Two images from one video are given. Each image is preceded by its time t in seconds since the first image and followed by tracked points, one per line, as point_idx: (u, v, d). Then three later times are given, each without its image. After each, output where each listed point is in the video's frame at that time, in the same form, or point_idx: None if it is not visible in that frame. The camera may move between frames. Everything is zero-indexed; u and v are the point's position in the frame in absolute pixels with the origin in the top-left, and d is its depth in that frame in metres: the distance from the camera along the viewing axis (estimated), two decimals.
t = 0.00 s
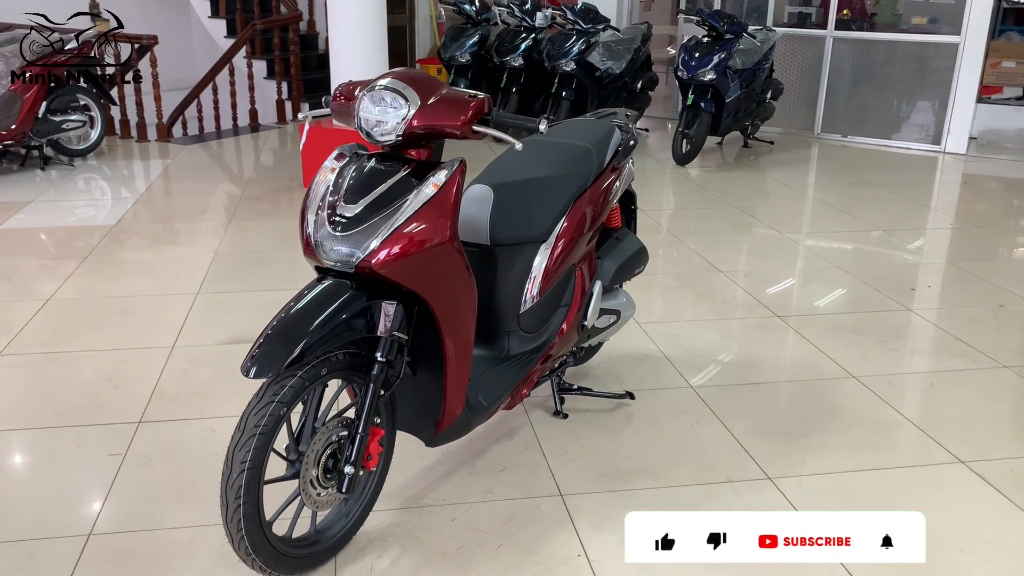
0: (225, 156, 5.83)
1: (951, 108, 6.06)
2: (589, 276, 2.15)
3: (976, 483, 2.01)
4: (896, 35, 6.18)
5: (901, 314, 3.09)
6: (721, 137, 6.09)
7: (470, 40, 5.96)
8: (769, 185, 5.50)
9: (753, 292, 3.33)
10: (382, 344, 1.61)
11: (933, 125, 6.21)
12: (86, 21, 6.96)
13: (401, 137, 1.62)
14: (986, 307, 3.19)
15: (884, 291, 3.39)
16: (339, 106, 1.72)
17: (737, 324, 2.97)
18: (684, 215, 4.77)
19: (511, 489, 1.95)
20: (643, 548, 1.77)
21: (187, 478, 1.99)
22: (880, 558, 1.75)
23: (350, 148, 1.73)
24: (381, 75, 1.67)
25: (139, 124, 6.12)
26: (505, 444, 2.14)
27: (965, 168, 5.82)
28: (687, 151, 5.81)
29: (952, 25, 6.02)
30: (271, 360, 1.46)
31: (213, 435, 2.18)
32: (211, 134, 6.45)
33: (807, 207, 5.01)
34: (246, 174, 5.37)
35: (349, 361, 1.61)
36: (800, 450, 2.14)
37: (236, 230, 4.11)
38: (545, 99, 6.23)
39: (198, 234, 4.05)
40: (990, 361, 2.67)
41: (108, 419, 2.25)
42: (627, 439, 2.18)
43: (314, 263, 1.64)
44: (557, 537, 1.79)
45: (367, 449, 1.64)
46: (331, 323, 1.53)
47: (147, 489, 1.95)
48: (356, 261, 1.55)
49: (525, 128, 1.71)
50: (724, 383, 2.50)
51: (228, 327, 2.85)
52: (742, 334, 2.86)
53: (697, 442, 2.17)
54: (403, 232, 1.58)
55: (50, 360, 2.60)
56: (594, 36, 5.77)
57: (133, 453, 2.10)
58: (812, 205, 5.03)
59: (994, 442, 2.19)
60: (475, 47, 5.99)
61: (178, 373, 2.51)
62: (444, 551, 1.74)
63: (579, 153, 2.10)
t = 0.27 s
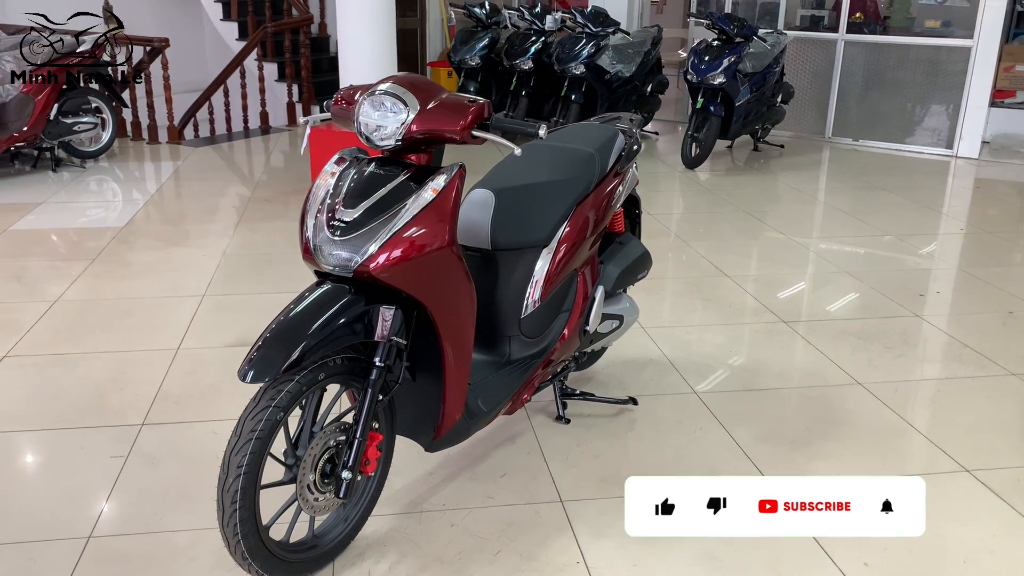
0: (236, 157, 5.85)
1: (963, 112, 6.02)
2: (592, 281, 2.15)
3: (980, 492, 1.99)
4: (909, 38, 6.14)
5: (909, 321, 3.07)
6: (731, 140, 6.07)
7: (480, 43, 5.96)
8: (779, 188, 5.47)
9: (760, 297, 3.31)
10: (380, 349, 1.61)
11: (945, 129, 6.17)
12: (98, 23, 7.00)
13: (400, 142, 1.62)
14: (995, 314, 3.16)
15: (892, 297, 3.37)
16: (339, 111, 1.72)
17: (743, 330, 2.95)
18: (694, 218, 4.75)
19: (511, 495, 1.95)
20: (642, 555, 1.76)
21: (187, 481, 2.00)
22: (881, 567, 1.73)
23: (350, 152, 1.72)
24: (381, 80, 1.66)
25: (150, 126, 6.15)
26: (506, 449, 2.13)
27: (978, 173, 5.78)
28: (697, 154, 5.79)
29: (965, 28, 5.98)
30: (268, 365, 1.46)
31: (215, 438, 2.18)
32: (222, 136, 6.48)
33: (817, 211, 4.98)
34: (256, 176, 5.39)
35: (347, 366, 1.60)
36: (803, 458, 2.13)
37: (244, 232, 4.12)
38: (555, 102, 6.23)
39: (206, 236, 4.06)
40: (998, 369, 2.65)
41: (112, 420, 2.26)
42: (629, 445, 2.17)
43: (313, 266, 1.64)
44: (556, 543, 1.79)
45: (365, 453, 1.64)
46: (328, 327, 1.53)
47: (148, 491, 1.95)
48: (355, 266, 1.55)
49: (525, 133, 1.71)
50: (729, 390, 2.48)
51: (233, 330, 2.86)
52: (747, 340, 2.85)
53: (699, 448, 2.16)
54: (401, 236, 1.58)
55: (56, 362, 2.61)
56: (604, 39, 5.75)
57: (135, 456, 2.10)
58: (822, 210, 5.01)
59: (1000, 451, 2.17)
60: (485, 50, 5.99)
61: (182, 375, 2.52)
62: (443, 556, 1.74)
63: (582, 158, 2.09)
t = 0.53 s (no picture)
0: (242, 158, 5.85)
1: (974, 113, 5.96)
2: (594, 284, 2.12)
3: (988, 500, 1.95)
4: (919, 38, 6.09)
5: (917, 324, 3.03)
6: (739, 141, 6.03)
7: (486, 43, 5.94)
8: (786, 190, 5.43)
9: (767, 300, 3.28)
10: (377, 353, 1.58)
11: (955, 130, 6.12)
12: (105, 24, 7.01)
13: (398, 143, 1.60)
14: (1005, 317, 3.12)
15: (900, 300, 3.33)
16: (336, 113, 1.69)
17: (749, 333, 2.92)
18: (700, 220, 4.71)
19: (511, 501, 1.92)
20: (643, 563, 1.73)
21: (184, 486, 1.98)
22: None
23: (348, 153, 1.70)
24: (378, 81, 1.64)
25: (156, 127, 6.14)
26: (507, 454, 2.11)
27: (988, 174, 5.73)
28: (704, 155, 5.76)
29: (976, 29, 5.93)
30: (262, 370, 1.44)
31: (213, 441, 2.16)
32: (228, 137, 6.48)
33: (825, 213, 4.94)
34: (262, 176, 5.38)
35: (343, 371, 1.58)
36: (809, 464, 2.09)
37: (249, 233, 4.11)
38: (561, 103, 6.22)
39: (211, 237, 4.05)
40: (1008, 374, 2.61)
41: (111, 423, 2.24)
42: (632, 451, 2.14)
43: (309, 269, 1.61)
44: (556, 551, 1.76)
45: (362, 459, 1.61)
46: (323, 331, 1.50)
47: (144, 496, 1.94)
48: (351, 269, 1.53)
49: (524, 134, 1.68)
50: (734, 394, 2.45)
51: (234, 332, 2.84)
52: (753, 343, 2.81)
53: (702, 454, 2.13)
54: (398, 239, 1.56)
55: (56, 363, 2.60)
56: (611, 39, 5.72)
57: (133, 459, 2.08)
58: (831, 211, 4.96)
59: (1009, 458, 2.13)
60: (491, 50, 5.96)
61: (182, 377, 2.50)
62: (441, 564, 1.71)
63: (584, 159, 2.07)
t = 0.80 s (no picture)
0: (244, 157, 5.82)
1: (982, 112, 5.90)
2: (595, 287, 2.08)
3: (997, 509, 1.91)
4: (926, 37, 6.03)
5: (924, 328, 2.98)
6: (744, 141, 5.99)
7: (490, 42, 5.90)
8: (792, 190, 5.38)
9: (771, 302, 3.23)
10: (372, 358, 1.55)
11: (963, 130, 6.06)
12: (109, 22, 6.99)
13: (393, 144, 1.56)
14: (1015, 321, 3.06)
15: (907, 302, 3.28)
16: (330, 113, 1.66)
17: (754, 336, 2.87)
18: (705, 221, 4.67)
19: (510, 509, 1.88)
20: (642, 572, 1.70)
21: (177, 491, 1.94)
22: None
23: (343, 154, 1.66)
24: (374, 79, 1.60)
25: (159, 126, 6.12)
26: (506, 460, 2.07)
27: (996, 174, 5.67)
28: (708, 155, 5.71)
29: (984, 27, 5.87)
30: (251, 376, 1.40)
31: (208, 446, 2.13)
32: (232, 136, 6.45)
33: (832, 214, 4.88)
34: (264, 176, 5.35)
35: (336, 376, 1.54)
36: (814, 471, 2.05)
37: (249, 233, 4.08)
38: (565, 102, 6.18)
39: (211, 237, 4.02)
40: (1016, 379, 2.56)
41: (105, 427, 2.21)
42: (633, 457, 2.10)
43: (302, 271, 1.57)
44: (553, 559, 1.72)
45: (356, 467, 1.58)
46: (315, 336, 1.46)
47: (136, 502, 1.91)
48: (344, 272, 1.49)
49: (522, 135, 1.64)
50: (737, 399, 2.41)
51: (232, 333, 2.81)
52: (757, 347, 2.77)
53: (704, 459, 2.09)
54: (392, 241, 1.52)
55: (51, 366, 2.57)
56: (616, 38, 5.67)
57: (126, 464, 2.05)
58: (837, 212, 4.91)
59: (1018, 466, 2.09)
60: (495, 48, 5.92)
61: (178, 380, 2.47)
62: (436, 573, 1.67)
63: (585, 159, 2.03)
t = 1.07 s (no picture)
0: (246, 155, 5.78)
1: (992, 113, 5.83)
2: (598, 291, 2.03)
3: (1009, 522, 1.85)
4: (935, 37, 5.95)
5: (933, 333, 2.92)
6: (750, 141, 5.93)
7: (494, 40, 5.84)
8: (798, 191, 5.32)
9: (778, 306, 3.17)
10: (366, 367, 1.50)
11: (972, 130, 5.99)
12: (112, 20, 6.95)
13: (389, 145, 1.51)
14: None
15: (917, 306, 3.22)
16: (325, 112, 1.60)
17: (760, 341, 2.82)
18: (711, 222, 4.61)
19: (509, 520, 1.83)
20: None
21: (168, 500, 1.89)
22: None
23: (338, 154, 1.61)
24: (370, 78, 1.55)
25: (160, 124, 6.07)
26: (506, 469, 2.02)
27: (1006, 176, 5.59)
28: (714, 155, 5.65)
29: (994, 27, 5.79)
30: (241, 385, 1.35)
31: (201, 452, 2.08)
32: (233, 134, 6.41)
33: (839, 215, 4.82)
34: (265, 174, 5.30)
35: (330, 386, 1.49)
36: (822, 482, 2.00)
37: (249, 233, 4.04)
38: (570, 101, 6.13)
39: (211, 237, 3.98)
40: None
41: (97, 432, 2.17)
42: (636, 466, 2.05)
43: (295, 275, 1.52)
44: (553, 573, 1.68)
45: (349, 478, 1.53)
46: (307, 343, 1.41)
47: (126, 510, 1.86)
48: (338, 277, 1.44)
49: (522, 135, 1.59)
50: (742, 406, 2.35)
51: (229, 336, 2.77)
52: (763, 352, 2.71)
53: (708, 468, 2.04)
54: (388, 245, 1.47)
55: (45, 368, 2.53)
56: (621, 37, 5.60)
57: (117, 470, 2.00)
58: (844, 213, 4.85)
59: None
60: (499, 47, 5.87)
61: (172, 384, 2.42)
62: None
63: (589, 160, 1.97)
